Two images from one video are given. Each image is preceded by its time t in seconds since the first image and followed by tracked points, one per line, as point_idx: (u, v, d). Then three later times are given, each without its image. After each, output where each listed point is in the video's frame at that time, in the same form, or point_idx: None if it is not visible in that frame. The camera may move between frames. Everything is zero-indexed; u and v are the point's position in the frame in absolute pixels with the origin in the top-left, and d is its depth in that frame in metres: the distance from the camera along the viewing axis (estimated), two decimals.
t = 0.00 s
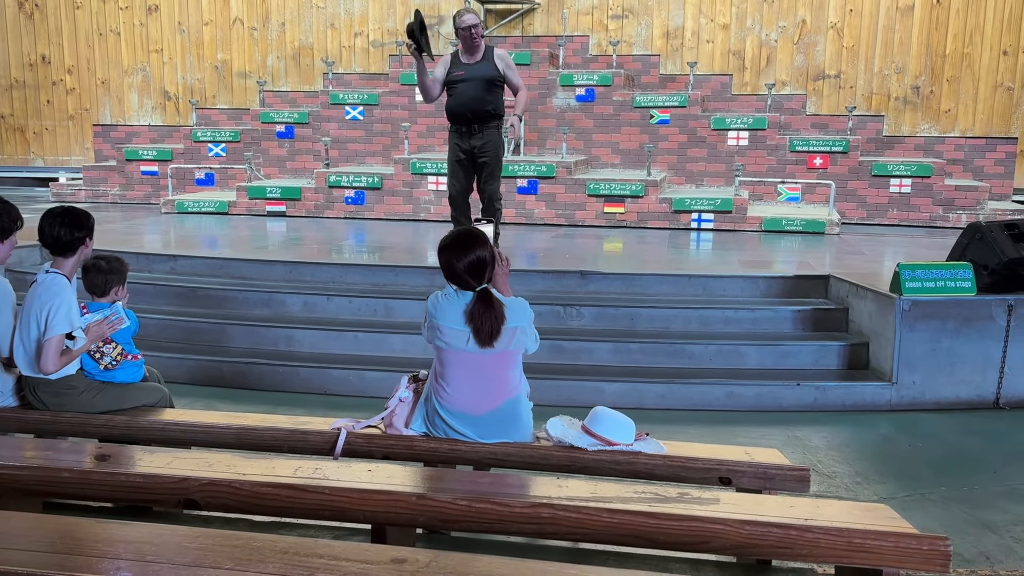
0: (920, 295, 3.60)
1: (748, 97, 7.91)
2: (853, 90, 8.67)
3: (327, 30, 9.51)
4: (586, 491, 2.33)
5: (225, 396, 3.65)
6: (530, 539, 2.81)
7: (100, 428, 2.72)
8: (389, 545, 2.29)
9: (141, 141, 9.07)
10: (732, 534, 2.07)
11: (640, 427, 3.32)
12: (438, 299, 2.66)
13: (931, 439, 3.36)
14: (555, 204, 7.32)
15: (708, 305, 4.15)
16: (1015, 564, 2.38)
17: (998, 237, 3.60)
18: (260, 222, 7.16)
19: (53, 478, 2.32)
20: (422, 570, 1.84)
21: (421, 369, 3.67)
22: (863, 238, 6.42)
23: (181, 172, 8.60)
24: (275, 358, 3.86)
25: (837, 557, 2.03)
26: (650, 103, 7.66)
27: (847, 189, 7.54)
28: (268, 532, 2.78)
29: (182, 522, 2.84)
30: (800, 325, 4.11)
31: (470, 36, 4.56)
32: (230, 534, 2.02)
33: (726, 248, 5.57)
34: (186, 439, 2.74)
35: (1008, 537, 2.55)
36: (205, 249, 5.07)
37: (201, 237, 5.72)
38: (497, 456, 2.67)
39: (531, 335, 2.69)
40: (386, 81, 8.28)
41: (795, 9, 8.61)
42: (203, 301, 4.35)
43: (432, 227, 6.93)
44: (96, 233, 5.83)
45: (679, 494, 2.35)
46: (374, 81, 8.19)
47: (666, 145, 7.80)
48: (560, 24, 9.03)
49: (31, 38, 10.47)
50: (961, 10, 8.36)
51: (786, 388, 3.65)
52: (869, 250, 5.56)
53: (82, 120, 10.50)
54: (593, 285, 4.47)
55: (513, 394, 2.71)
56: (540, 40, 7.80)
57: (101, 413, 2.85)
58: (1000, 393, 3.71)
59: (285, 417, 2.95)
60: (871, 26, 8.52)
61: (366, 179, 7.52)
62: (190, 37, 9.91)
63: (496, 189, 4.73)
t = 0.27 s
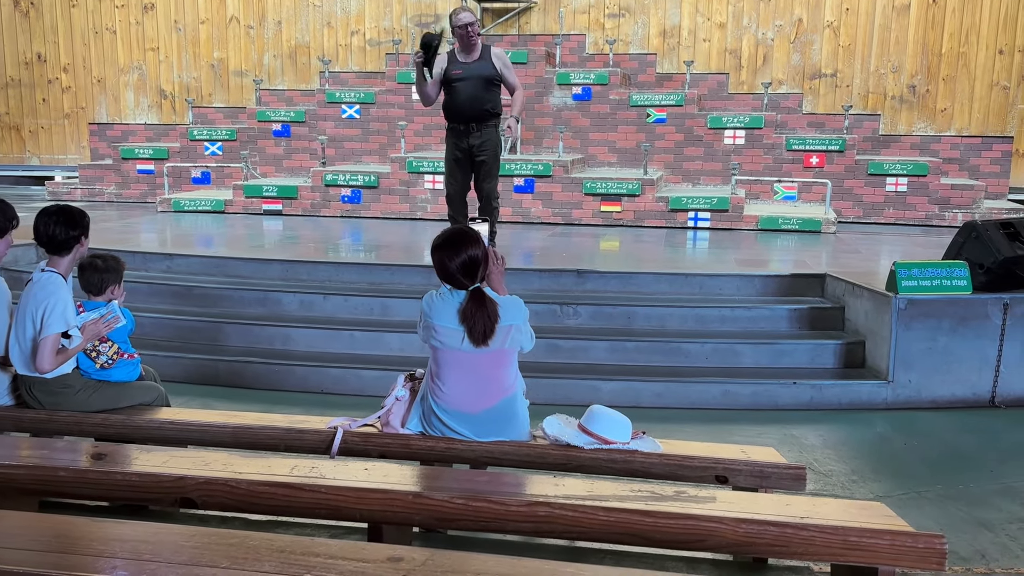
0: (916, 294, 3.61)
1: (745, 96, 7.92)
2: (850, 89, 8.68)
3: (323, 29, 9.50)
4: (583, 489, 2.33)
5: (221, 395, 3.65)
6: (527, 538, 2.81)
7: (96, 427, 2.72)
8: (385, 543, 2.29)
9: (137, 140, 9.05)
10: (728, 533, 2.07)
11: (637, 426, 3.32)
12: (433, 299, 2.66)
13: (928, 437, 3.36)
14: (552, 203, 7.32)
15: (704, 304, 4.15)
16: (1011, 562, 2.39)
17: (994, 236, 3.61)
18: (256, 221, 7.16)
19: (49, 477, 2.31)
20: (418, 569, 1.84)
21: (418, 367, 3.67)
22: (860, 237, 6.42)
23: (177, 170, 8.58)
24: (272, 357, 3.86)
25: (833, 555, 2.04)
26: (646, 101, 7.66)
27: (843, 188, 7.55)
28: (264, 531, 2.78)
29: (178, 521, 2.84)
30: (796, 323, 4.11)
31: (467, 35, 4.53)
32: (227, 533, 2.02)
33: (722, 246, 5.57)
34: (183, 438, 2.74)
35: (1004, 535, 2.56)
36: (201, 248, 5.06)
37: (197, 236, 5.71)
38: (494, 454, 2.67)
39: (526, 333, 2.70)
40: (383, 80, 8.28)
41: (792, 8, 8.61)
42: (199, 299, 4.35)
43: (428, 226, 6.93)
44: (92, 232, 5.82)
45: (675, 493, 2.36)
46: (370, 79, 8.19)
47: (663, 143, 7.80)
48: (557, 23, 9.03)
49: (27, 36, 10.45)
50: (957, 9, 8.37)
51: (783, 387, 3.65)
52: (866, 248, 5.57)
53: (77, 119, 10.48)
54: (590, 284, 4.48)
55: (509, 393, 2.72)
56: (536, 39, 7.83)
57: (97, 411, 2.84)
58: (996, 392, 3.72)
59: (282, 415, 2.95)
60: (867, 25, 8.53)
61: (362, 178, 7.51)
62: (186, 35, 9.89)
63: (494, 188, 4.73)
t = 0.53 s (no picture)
0: (913, 294, 3.61)
1: (742, 96, 7.94)
2: (847, 90, 8.68)
3: (320, 28, 9.49)
4: (580, 489, 2.33)
5: (218, 395, 3.64)
6: (524, 538, 2.81)
7: (93, 427, 2.72)
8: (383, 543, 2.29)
9: (134, 140, 9.04)
10: (725, 533, 2.07)
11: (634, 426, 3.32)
12: (429, 299, 2.66)
13: (925, 437, 3.37)
14: (549, 203, 7.32)
15: (702, 304, 4.15)
16: (1007, 562, 2.39)
17: (991, 236, 3.61)
18: (253, 221, 7.15)
19: (45, 477, 2.31)
20: (415, 569, 1.84)
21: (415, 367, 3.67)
22: (857, 238, 6.43)
23: (174, 170, 8.57)
24: (269, 357, 3.85)
25: (830, 555, 2.04)
26: (644, 102, 7.66)
27: (841, 188, 7.56)
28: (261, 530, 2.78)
29: (175, 521, 2.83)
30: (793, 324, 4.12)
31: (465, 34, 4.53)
32: (224, 533, 2.01)
33: (720, 247, 5.58)
34: (180, 438, 2.74)
35: (1000, 535, 2.56)
36: (198, 248, 5.06)
37: (194, 235, 5.70)
38: (491, 454, 2.67)
39: (523, 333, 2.70)
40: (380, 80, 8.28)
41: (789, 8, 8.62)
42: (196, 299, 4.34)
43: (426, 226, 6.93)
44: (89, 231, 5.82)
45: (673, 493, 2.36)
46: (368, 79, 8.19)
47: (660, 144, 7.81)
48: (555, 23, 9.03)
49: (24, 36, 10.44)
50: (954, 10, 8.38)
51: (780, 387, 3.65)
52: (863, 249, 5.57)
53: (74, 118, 10.46)
54: (587, 284, 4.48)
55: (506, 392, 2.72)
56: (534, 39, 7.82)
57: (94, 411, 2.84)
58: (993, 392, 3.72)
59: (279, 415, 2.94)
60: (864, 26, 8.54)
61: (359, 178, 7.51)
62: (184, 35, 9.88)
63: (492, 188, 4.73)
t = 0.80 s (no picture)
0: (912, 296, 3.61)
1: (741, 98, 7.94)
2: (845, 91, 8.69)
3: (319, 29, 9.49)
4: (578, 490, 2.33)
5: (216, 395, 3.64)
6: (522, 539, 2.81)
7: (91, 427, 2.71)
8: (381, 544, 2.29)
9: (133, 140, 9.03)
10: (723, 534, 2.08)
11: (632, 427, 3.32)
12: (427, 300, 2.66)
13: (923, 439, 3.37)
14: (548, 204, 7.32)
15: (700, 306, 4.15)
16: (1006, 564, 2.39)
17: (989, 238, 3.63)
18: (252, 221, 7.15)
19: (43, 478, 2.31)
20: (414, 569, 1.83)
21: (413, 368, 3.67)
22: (855, 239, 6.43)
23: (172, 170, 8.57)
24: (267, 358, 3.85)
25: (828, 557, 2.04)
26: (642, 103, 7.67)
27: (839, 190, 7.57)
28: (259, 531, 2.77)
29: (173, 522, 2.83)
30: (792, 325, 4.12)
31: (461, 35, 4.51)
32: (222, 533, 2.01)
33: (718, 248, 5.58)
34: (178, 438, 2.74)
35: (999, 536, 2.56)
36: (197, 248, 5.05)
37: (192, 236, 5.70)
38: (490, 455, 2.67)
39: (521, 333, 2.70)
40: (379, 81, 8.29)
41: (788, 10, 8.63)
42: (195, 300, 4.34)
43: (424, 227, 6.93)
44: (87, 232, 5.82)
45: (671, 494, 2.36)
46: (367, 80, 8.19)
47: (659, 145, 7.81)
48: (553, 24, 9.04)
49: (22, 36, 10.44)
50: (953, 12, 8.40)
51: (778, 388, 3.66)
52: (862, 250, 5.57)
53: (73, 118, 10.46)
54: (585, 285, 4.47)
55: (504, 393, 2.71)
56: (532, 41, 7.83)
57: (92, 411, 2.84)
58: (991, 394, 3.73)
59: (277, 416, 2.94)
60: (863, 28, 8.55)
61: (358, 179, 7.51)
62: (182, 35, 9.88)
63: (491, 189, 4.73)
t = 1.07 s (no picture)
0: (911, 298, 3.61)
1: (740, 100, 7.91)
2: (845, 94, 8.69)
3: (319, 31, 9.50)
4: (577, 493, 2.33)
5: (215, 397, 3.64)
6: (521, 541, 2.81)
7: (90, 428, 2.71)
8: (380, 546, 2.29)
9: (132, 141, 9.03)
10: (722, 536, 2.08)
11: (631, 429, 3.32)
12: (427, 302, 2.66)
13: (922, 441, 3.37)
14: (547, 206, 7.32)
15: (699, 307, 4.16)
16: (1005, 566, 2.39)
17: (988, 240, 3.66)
18: (251, 223, 7.15)
19: (42, 479, 2.30)
20: (412, 572, 1.83)
21: (412, 370, 3.67)
22: (854, 242, 6.44)
23: (172, 172, 8.57)
24: (266, 359, 3.85)
25: (827, 559, 2.04)
26: (642, 105, 7.67)
27: (838, 192, 7.57)
28: (257, 533, 2.77)
29: (172, 523, 2.83)
30: (791, 327, 4.12)
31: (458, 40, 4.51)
32: (221, 535, 2.01)
33: (717, 250, 5.58)
34: (177, 440, 2.73)
35: (998, 539, 2.56)
36: (196, 250, 5.05)
37: (191, 238, 5.70)
38: (489, 457, 2.67)
39: (520, 336, 2.70)
40: (379, 83, 8.30)
41: (787, 12, 8.64)
42: (194, 301, 4.34)
43: (423, 229, 6.93)
44: (86, 233, 5.82)
45: (670, 496, 2.36)
46: (366, 82, 8.20)
47: (658, 147, 7.81)
48: (553, 26, 9.05)
49: (22, 37, 10.45)
50: (952, 15, 8.41)
51: (777, 390, 3.66)
52: (861, 253, 5.58)
53: (73, 119, 10.46)
54: (585, 287, 4.48)
55: (504, 395, 2.72)
56: (532, 42, 7.77)
57: (91, 413, 2.83)
58: (991, 396, 3.73)
59: (276, 418, 2.94)
60: (862, 30, 8.56)
61: (357, 180, 7.51)
62: (182, 37, 9.89)
63: (490, 191, 4.74)
